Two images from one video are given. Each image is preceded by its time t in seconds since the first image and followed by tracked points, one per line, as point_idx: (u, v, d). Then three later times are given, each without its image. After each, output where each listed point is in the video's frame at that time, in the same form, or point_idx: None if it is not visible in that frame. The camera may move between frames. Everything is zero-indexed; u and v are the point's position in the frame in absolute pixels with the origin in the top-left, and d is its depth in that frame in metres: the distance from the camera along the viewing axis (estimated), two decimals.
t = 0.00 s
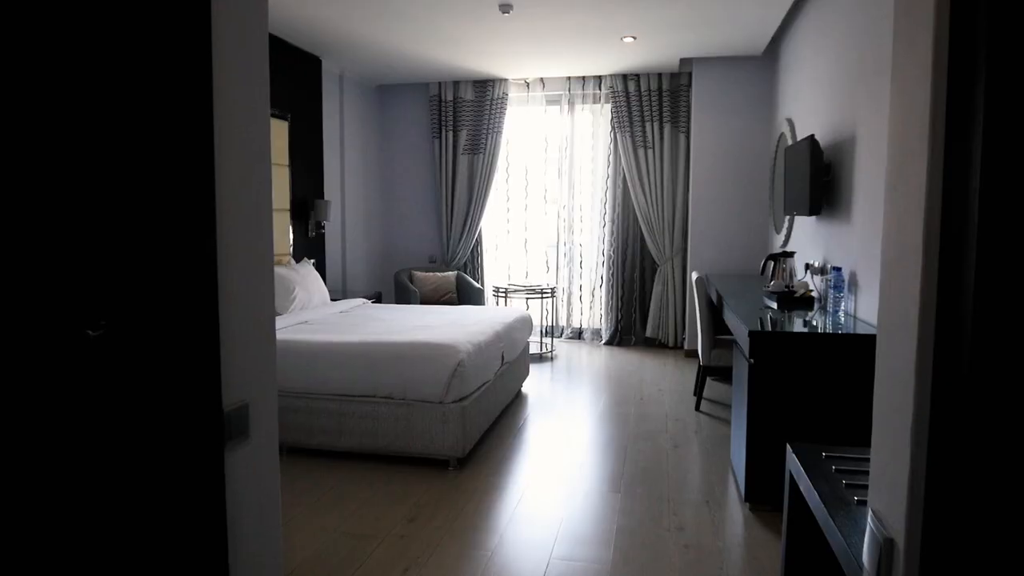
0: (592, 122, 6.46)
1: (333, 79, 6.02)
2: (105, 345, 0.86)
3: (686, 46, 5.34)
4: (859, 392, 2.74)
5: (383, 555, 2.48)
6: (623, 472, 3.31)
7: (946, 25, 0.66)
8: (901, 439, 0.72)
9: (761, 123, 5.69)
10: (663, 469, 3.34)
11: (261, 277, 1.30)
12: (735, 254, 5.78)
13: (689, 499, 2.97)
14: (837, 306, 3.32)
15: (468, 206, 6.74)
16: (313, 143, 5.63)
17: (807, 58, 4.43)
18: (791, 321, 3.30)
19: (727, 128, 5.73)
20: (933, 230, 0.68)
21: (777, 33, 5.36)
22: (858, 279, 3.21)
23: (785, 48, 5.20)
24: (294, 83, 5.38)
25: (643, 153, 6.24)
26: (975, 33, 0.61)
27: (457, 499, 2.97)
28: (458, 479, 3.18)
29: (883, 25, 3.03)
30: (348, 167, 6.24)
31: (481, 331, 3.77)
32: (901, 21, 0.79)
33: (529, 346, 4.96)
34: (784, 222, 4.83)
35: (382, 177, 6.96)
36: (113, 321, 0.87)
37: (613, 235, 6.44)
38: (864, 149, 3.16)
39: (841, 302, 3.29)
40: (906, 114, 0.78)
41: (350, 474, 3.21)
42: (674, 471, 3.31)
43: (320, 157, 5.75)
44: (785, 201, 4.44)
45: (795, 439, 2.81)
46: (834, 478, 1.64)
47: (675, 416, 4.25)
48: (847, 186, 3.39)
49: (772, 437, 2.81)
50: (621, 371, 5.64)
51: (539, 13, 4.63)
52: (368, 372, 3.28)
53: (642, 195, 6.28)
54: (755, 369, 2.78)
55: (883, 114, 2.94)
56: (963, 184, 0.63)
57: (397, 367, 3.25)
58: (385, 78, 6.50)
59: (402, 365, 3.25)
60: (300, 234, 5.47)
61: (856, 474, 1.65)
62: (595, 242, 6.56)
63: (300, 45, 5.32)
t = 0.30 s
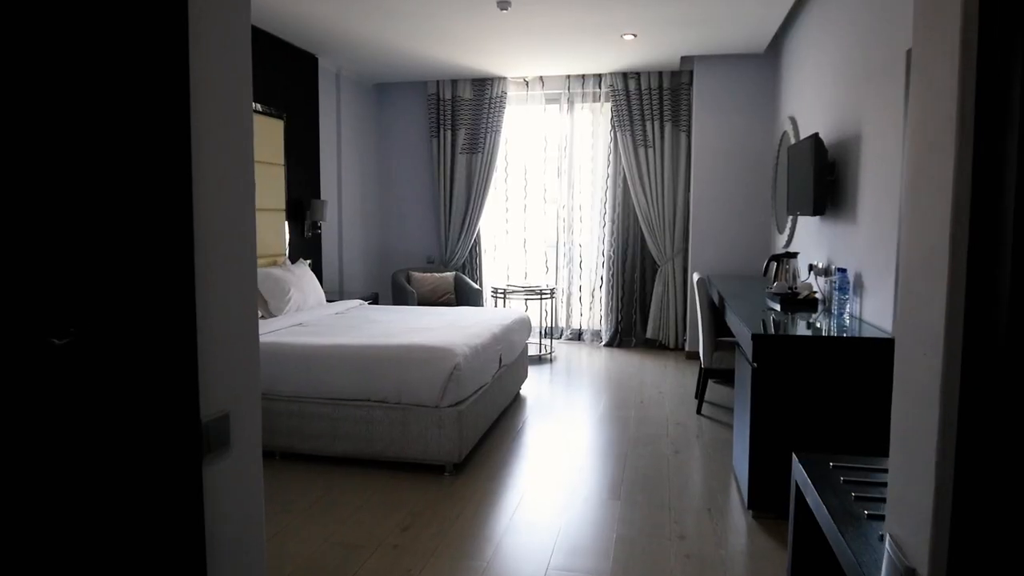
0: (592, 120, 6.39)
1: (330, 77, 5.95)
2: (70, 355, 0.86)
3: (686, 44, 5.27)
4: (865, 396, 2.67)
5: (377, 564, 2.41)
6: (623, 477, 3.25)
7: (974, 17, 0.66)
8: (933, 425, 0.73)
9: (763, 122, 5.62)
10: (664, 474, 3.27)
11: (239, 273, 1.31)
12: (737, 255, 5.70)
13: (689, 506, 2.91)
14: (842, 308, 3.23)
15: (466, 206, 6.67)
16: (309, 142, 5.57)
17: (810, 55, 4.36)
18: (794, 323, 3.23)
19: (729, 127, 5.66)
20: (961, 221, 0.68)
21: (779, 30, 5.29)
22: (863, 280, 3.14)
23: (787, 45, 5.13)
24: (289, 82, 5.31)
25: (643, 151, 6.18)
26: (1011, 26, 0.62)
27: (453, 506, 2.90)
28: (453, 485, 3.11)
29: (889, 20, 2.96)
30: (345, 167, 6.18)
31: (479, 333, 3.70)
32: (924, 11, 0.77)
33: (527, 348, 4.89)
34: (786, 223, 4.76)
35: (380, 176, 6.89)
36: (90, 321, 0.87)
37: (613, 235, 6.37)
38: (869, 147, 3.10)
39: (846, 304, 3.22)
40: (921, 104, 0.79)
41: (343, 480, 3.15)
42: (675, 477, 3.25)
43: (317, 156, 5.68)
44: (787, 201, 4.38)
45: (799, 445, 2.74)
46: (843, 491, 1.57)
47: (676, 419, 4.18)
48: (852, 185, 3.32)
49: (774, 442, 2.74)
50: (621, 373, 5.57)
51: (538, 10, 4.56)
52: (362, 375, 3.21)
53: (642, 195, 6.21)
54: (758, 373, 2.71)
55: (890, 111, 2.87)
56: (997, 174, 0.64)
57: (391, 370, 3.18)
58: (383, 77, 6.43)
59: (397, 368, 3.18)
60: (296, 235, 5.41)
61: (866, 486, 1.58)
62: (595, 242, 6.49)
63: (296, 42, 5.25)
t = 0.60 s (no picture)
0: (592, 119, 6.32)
1: (327, 75, 5.88)
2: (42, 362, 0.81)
3: (687, 41, 5.20)
4: (871, 401, 2.61)
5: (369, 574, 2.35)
6: (623, 482, 3.19)
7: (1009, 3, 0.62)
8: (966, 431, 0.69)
9: (765, 120, 5.55)
10: (664, 479, 3.21)
11: (218, 276, 1.27)
12: (738, 256, 5.64)
13: (691, 513, 2.84)
14: (847, 310, 3.18)
15: (464, 205, 6.61)
16: (305, 141, 5.50)
17: (813, 53, 4.29)
18: (797, 325, 3.17)
19: (731, 125, 5.59)
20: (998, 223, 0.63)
21: (782, 28, 5.22)
22: (868, 282, 3.07)
23: (790, 43, 5.06)
24: (286, 81, 5.25)
25: (643, 151, 6.12)
26: None
27: (448, 513, 2.84)
28: (449, 491, 3.05)
29: (895, 16, 2.89)
30: (342, 166, 6.11)
31: (476, 335, 3.63)
32: None
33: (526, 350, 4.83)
34: (789, 223, 4.70)
35: (377, 176, 6.83)
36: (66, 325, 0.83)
37: (612, 236, 6.31)
38: (874, 146, 3.04)
39: (850, 306, 3.16)
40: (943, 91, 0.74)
41: (337, 486, 3.09)
42: (676, 482, 3.19)
43: (313, 155, 5.62)
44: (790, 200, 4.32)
45: (803, 451, 2.67)
46: (852, 503, 1.50)
47: (677, 422, 4.12)
48: (857, 184, 3.25)
49: (777, 447, 2.68)
50: (621, 374, 5.51)
51: (537, 8, 4.49)
52: (357, 379, 3.15)
53: (643, 194, 6.15)
54: (761, 377, 2.65)
55: (896, 109, 2.80)
56: None
57: (387, 373, 3.12)
58: (381, 75, 6.37)
59: (392, 372, 3.11)
60: (293, 235, 5.34)
61: (876, 498, 1.52)
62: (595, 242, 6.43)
63: (292, 40, 5.18)
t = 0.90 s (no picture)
0: (592, 118, 6.26)
1: (324, 74, 5.82)
2: None
3: (687, 39, 5.14)
4: (877, 406, 2.55)
5: None
6: (623, 488, 3.13)
7: None
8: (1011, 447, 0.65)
9: (766, 119, 5.48)
10: (664, 485, 3.15)
11: (199, 280, 1.21)
12: (739, 256, 5.58)
13: (692, 520, 2.78)
14: (851, 312, 3.12)
15: (463, 206, 6.55)
16: (301, 140, 5.43)
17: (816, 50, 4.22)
18: (799, 327, 3.12)
19: (732, 125, 5.53)
20: None
21: (783, 25, 5.16)
22: (873, 283, 3.02)
23: (791, 41, 5.00)
24: (281, 80, 5.18)
25: (643, 150, 6.06)
26: None
27: (444, 520, 2.77)
28: (445, 497, 2.99)
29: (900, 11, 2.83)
30: (339, 165, 6.05)
31: (473, 336, 3.57)
32: None
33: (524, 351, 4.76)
34: (791, 223, 4.65)
35: (375, 175, 6.77)
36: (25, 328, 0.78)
37: (612, 236, 6.25)
38: (879, 145, 2.98)
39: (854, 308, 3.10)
40: (1000, 86, 0.68)
41: (331, 492, 3.02)
42: (676, 488, 3.12)
43: (310, 155, 5.55)
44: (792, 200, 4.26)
45: (806, 458, 2.61)
46: (862, 516, 1.44)
47: (678, 425, 4.05)
48: (862, 184, 3.18)
49: (780, 453, 2.61)
50: (620, 376, 5.45)
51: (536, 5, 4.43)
52: (351, 382, 3.09)
53: (643, 194, 6.08)
54: (764, 381, 2.59)
55: (903, 107, 2.74)
56: None
57: (381, 376, 3.05)
58: (378, 74, 6.30)
59: (387, 375, 3.05)
60: (289, 236, 5.28)
61: (886, 511, 1.46)
62: (594, 242, 6.36)
63: (288, 38, 5.12)
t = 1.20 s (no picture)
0: (591, 117, 6.18)
1: (319, 72, 5.74)
2: None
3: (688, 36, 5.06)
4: (883, 412, 2.48)
5: None
6: (622, 495, 3.05)
7: None
8: None
9: (768, 118, 5.41)
10: (665, 492, 3.08)
11: (169, 284, 1.14)
12: (740, 256, 5.51)
13: (692, 528, 2.71)
14: (856, 315, 3.05)
15: (461, 206, 6.48)
16: (296, 139, 5.35)
17: (819, 47, 4.14)
18: (802, 330, 3.04)
19: (734, 123, 5.45)
20: None
21: (786, 22, 5.08)
22: (878, 285, 2.94)
23: (793, 38, 4.92)
24: (275, 78, 5.10)
25: (643, 149, 5.98)
26: None
27: (437, 529, 2.70)
28: (439, 505, 2.91)
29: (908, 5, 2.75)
30: (335, 165, 5.98)
31: (469, 339, 3.49)
32: None
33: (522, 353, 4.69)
34: (793, 223, 4.57)
35: (372, 175, 6.69)
36: None
37: (611, 236, 6.17)
38: (885, 143, 2.90)
39: (859, 311, 3.03)
40: None
41: (322, 499, 2.95)
42: (676, 495, 3.05)
43: (305, 154, 5.48)
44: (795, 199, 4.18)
45: (810, 465, 2.53)
46: (872, 533, 1.36)
47: (679, 430, 3.97)
48: (867, 183, 3.10)
49: (782, 460, 2.54)
50: (620, 379, 5.37)
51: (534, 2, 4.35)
52: (342, 386, 3.01)
53: (643, 194, 6.01)
54: (765, 386, 2.51)
55: (910, 103, 2.67)
56: None
57: (373, 380, 2.98)
58: (375, 72, 6.23)
59: (380, 379, 2.97)
60: (283, 236, 5.20)
61: (896, 528, 1.37)
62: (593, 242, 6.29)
63: (282, 35, 5.04)
